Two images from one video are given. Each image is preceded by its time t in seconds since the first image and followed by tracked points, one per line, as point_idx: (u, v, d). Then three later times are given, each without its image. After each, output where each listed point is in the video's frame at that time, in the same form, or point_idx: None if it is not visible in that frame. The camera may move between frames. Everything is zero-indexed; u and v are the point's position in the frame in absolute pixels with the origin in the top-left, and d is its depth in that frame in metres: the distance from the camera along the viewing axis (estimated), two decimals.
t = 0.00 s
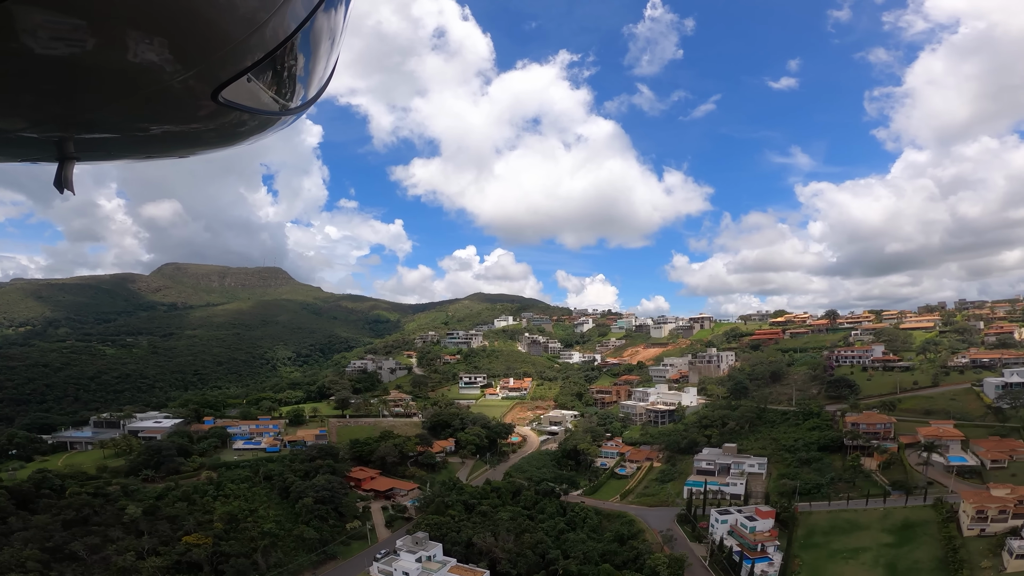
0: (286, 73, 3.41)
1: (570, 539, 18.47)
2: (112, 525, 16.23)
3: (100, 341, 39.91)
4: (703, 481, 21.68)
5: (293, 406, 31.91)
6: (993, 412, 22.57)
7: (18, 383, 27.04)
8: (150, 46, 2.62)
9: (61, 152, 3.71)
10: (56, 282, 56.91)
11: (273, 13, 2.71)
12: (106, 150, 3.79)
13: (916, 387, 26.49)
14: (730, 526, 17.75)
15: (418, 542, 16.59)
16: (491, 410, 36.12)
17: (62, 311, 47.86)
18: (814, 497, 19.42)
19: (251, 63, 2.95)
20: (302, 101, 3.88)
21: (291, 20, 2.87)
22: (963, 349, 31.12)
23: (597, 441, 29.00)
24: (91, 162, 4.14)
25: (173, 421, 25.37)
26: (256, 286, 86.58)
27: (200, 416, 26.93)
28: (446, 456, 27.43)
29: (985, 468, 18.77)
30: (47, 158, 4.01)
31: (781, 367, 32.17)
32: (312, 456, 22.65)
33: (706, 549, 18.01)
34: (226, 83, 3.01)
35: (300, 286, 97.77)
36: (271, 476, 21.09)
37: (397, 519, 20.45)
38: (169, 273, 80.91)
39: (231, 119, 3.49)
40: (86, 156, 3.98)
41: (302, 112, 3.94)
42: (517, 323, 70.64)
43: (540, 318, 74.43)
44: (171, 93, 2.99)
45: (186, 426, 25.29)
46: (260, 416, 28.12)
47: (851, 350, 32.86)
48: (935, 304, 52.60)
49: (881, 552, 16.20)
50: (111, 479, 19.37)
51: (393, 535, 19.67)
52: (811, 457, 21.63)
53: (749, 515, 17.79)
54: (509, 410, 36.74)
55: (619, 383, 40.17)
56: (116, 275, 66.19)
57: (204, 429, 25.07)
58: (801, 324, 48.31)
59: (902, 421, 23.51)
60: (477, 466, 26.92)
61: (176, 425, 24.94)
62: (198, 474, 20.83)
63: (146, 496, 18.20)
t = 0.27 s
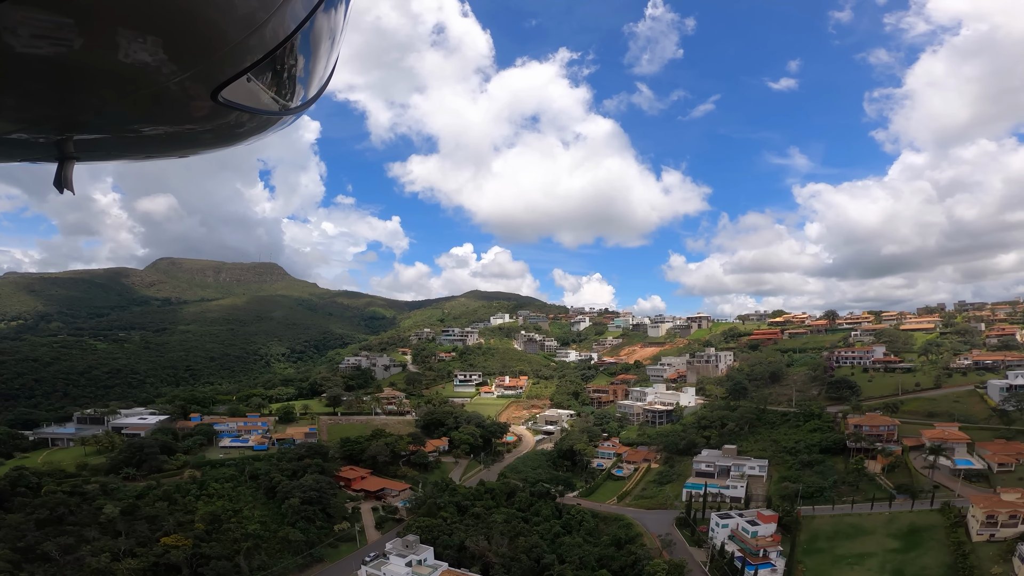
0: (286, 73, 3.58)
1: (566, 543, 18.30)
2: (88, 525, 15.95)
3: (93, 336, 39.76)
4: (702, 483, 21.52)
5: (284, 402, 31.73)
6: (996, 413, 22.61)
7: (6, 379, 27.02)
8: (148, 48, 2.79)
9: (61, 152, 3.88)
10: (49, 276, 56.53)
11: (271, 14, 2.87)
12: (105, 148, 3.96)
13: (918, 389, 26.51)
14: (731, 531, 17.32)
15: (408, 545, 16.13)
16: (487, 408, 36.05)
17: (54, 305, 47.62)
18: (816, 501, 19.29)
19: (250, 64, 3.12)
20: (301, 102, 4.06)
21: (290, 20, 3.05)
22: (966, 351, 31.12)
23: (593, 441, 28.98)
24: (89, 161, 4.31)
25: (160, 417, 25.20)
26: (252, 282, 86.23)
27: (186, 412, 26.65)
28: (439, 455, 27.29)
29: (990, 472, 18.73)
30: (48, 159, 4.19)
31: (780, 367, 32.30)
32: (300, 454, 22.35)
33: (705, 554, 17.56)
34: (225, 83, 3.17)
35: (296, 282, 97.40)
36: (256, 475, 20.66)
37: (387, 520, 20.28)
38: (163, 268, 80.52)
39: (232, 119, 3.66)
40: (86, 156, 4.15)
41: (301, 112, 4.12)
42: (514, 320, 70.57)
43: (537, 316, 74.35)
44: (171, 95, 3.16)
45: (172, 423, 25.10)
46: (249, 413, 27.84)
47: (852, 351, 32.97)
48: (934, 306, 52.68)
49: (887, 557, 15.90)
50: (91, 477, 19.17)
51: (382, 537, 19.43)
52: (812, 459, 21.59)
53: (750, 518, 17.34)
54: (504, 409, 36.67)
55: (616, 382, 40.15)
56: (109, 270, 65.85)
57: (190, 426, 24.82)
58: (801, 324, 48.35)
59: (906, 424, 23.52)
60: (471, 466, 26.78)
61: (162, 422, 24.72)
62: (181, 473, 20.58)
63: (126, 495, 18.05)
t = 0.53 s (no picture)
0: (288, 72, 3.17)
1: (565, 548, 18.02)
2: (67, 526, 15.84)
3: (88, 332, 39.68)
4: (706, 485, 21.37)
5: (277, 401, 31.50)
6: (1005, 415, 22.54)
7: None
8: (143, 48, 2.41)
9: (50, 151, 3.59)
10: (46, 272, 56.55)
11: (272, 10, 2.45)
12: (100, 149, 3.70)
13: (925, 391, 26.48)
14: (737, 535, 17.25)
15: (402, 550, 16.16)
16: (485, 408, 35.99)
17: (51, 302, 47.58)
18: (824, 504, 19.19)
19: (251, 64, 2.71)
20: (307, 98, 3.65)
21: (294, 16, 2.61)
22: (971, 351, 31.08)
23: (592, 442, 28.90)
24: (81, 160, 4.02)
25: (149, 416, 24.93)
26: (250, 279, 86.28)
27: (175, 411, 26.38)
28: (434, 456, 27.08)
29: (1002, 475, 18.74)
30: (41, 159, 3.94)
31: (783, 368, 32.37)
32: (291, 455, 22.02)
33: (710, 560, 17.44)
34: (225, 84, 2.78)
35: (293, 279, 97.39)
36: (246, 475, 20.50)
37: (381, 523, 19.97)
38: (161, 265, 80.58)
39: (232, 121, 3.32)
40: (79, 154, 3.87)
41: (306, 109, 3.72)
42: (512, 319, 70.59)
43: (535, 314, 74.40)
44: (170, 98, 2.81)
45: (161, 422, 24.83)
46: (239, 412, 27.59)
47: (855, 352, 33.29)
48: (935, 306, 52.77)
49: (899, 562, 15.67)
50: (75, 476, 18.96)
51: (376, 540, 19.06)
52: (818, 462, 21.57)
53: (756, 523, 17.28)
54: (501, 408, 36.60)
55: (615, 382, 40.10)
56: (106, 266, 65.82)
57: (179, 425, 24.56)
58: (802, 324, 48.36)
59: (915, 426, 23.45)
60: (468, 466, 26.62)
61: (151, 421, 24.48)
62: (167, 473, 20.36)
63: (109, 496, 17.87)
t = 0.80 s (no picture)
0: (287, 74, 3.52)
1: (566, 554, 17.79)
2: (49, 529, 15.63)
3: (86, 331, 39.59)
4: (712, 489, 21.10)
5: (272, 400, 31.46)
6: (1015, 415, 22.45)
7: None
8: (137, 44, 2.70)
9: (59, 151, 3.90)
10: (44, 271, 56.39)
11: (270, 15, 2.79)
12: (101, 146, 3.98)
13: (934, 391, 26.39)
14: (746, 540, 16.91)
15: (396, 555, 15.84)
16: (484, 408, 35.88)
17: (48, 300, 47.46)
18: (835, 509, 18.81)
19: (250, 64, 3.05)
20: (303, 100, 4.00)
21: (292, 21, 2.97)
22: (980, 351, 30.95)
23: (594, 443, 28.76)
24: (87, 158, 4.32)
25: (140, 416, 24.81)
26: (249, 278, 86.06)
27: (166, 412, 26.24)
28: (432, 458, 26.91)
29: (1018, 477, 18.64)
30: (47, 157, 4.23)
31: (787, 368, 32.39)
32: (284, 457, 21.88)
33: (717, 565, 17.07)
34: (227, 82, 3.11)
35: (293, 279, 97.14)
36: (237, 478, 20.34)
37: (376, 527, 19.73)
38: (160, 264, 80.38)
39: (232, 119, 3.64)
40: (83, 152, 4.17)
41: (302, 111, 4.06)
42: (512, 318, 70.42)
43: (535, 314, 74.21)
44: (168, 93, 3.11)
45: (152, 421, 24.64)
46: (232, 412, 27.40)
47: (863, 350, 32.96)
48: (941, 306, 52.55)
49: (914, 567, 15.64)
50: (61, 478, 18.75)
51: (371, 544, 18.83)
52: (828, 465, 21.25)
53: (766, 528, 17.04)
54: (501, 408, 36.52)
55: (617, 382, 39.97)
56: (104, 265, 65.63)
57: (170, 425, 24.40)
58: (806, 324, 48.21)
59: (927, 427, 23.31)
60: (467, 468, 26.48)
61: (142, 421, 24.31)
62: (155, 475, 20.08)
63: (95, 498, 17.65)
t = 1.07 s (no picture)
0: (286, 74, 3.63)
1: (571, 559, 17.66)
2: (34, 535, 15.21)
3: (84, 333, 39.52)
4: (720, 491, 20.90)
5: (269, 402, 31.34)
6: None
7: None
8: (130, 41, 2.79)
9: (59, 151, 4.03)
10: (43, 273, 56.27)
11: (268, 16, 2.89)
12: (101, 148, 4.13)
13: (946, 388, 26.29)
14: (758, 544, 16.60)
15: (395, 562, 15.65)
16: (485, 408, 35.78)
17: (47, 302, 47.42)
18: (851, 511, 18.67)
19: (250, 64, 3.16)
20: (303, 100, 4.13)
21: (291, 21, 3.07)
22: (991, 347, 30.83)
23: (597, 443, 28.63)
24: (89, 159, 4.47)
25: (133, 418, 24.57)
26: (249, 279, 85.94)
27: (161, 414, 26.08)
28: (432, 459, 26.71)
29: None
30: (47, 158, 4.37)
31: (794, 366, 32.30)
32: (279, 460, 21.69)
33: (730, 569, 16.70)
34: (226, 82, 3.22)
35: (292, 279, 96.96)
36: (230, 482, 20.11)
37: (376, 531, 19.45)
38: (159, 266, 80.31)
39: (232, 118, 3.75)
40: (84, 154, 4.31)
41: (302, 111, 4.19)
42: (513, 318, 70.26)
43: (535, 313, 74.14)
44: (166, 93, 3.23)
45: (145, 424, 24.45)
46: (227, 415, 27.23)
47: (871, 348, 32.94)
48: (947, 302, 52.27)
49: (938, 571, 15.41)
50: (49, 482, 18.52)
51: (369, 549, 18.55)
52: (841, 464, 20.97)
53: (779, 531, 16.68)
54: (503, 409, 36.40)
55: (619, 381, 39.86)
56: (102, 267, 65.47)
57: (164, 427, 24.24)
58: (811, 321, 48.10)
59: (942, 425, 23.16)
60: (468, 471, 26.34)
61: (135, 422, 24.13)
62: (145, 479, 19.79)
63: (84, 503, 17.37)
